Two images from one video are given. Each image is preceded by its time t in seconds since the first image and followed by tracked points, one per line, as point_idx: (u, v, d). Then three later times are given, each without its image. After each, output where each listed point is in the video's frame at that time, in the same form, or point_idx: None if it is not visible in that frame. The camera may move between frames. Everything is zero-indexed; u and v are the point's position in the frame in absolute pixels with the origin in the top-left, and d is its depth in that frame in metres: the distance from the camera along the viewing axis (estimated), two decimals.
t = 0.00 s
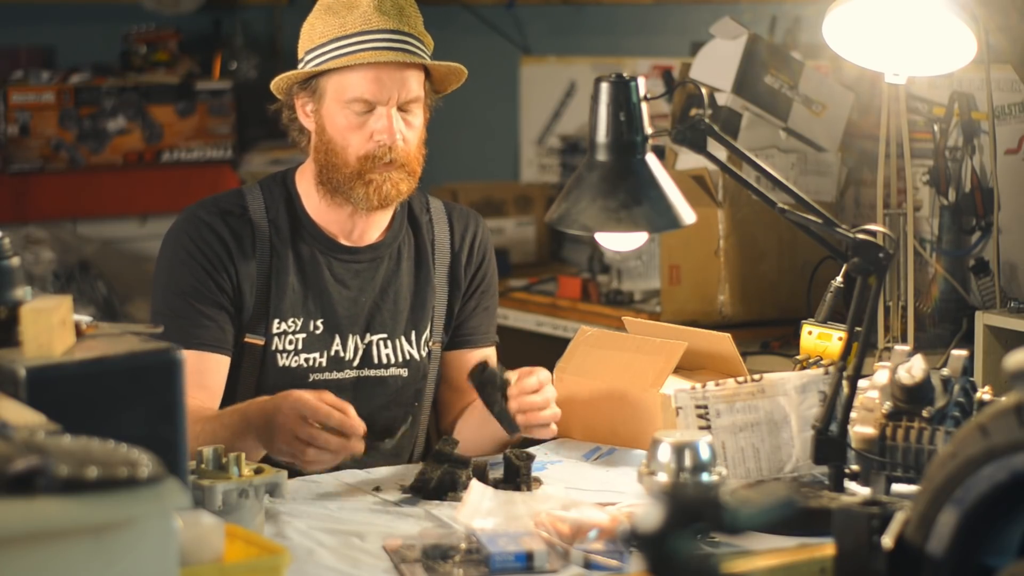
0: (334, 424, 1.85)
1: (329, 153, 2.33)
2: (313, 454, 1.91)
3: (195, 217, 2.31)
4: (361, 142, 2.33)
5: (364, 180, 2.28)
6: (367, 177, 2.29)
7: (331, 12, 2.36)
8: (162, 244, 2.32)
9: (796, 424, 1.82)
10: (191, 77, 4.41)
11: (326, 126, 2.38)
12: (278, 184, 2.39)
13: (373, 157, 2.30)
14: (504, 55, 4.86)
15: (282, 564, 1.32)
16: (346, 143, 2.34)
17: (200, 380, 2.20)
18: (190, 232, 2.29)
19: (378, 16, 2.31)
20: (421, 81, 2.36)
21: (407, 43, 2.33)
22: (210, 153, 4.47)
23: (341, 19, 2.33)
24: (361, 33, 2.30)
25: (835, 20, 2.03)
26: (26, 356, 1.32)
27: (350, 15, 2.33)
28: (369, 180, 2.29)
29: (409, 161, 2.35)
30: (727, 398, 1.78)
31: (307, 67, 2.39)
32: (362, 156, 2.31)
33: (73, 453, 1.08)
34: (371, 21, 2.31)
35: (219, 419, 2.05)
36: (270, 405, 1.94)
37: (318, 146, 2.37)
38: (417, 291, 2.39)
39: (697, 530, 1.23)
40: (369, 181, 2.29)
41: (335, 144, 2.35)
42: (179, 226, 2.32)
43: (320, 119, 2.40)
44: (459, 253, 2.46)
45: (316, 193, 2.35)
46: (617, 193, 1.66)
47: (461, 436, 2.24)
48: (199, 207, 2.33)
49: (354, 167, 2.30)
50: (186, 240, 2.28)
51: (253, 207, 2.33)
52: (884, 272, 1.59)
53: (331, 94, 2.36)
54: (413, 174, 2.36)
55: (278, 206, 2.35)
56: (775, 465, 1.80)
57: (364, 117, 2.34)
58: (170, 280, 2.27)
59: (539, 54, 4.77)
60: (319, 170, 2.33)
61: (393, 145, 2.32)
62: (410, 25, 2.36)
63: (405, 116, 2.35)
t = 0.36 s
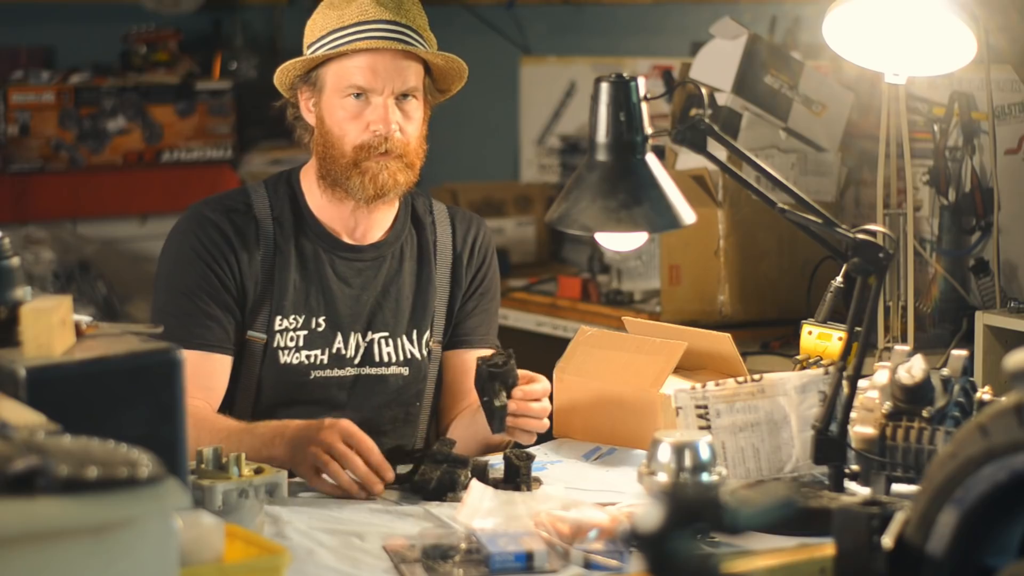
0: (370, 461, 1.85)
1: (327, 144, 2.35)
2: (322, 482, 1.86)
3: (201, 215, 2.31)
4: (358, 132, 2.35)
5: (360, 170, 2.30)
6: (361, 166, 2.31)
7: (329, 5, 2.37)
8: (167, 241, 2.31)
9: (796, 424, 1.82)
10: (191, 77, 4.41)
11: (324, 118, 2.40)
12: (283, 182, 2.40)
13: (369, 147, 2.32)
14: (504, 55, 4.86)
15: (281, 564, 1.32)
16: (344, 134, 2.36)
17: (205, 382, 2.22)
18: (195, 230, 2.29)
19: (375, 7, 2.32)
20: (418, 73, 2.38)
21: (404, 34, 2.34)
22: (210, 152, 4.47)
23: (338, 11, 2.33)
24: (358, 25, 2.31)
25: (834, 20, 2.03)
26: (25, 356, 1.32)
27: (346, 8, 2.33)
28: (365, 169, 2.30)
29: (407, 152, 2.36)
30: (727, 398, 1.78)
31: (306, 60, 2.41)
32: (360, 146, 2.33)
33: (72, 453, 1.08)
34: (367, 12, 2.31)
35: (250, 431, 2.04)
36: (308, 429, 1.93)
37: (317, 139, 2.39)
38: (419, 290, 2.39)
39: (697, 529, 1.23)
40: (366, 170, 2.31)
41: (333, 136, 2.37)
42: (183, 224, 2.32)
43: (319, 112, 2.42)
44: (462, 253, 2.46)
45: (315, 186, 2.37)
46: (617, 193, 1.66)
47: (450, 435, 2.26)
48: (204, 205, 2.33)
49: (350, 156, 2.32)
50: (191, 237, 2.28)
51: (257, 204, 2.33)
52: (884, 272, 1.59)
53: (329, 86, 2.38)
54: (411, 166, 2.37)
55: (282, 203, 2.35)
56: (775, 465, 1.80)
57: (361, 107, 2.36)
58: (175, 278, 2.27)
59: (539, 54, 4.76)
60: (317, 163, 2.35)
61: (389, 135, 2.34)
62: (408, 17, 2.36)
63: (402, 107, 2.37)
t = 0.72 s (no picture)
0: (374, 447, 1.92)
1: (345, 154, 2.33)
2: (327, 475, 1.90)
3: (210, 212, 2.30)
4: (379, 144, 2.32)
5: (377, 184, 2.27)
6: (381, 180, 2.28)
7: (359, 13, 2.33)
8: (174, 237, 2.31)
9: (796, 424, 1.82)
10: (191, 77, 4.40)
11: (345, 126, 2.37)
12: (293, 182, 2.39)
13: (389, 161, 2.30)
14: (504, 54, 4.86)
15: (281, 564, 1.32)
16: (364, 144, 2.33)
17: (205, 379, 2.22)
18: (202, 227, 2.28)
19: (407, 22, 2.29)
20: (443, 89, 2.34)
21: (433, 52, 2.31)
22: (210, 153, 4.46)
23: (369, 22, 2.30)
24: (389, 39, 2.28)
25: (835, 21, 2.03)
26: (25, 356, 1.32)
27: (378, 19, 2.30)
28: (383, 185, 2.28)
29: (425, 166, 2.34)
30: (727, 398, 1.78)
31: (331, 65, 2.37)
32: (379, 160, 2.30)
33: (72, 453, 1.08)
34: (399, 27, 2.28)
35: (242, 421, 2.04)
36: (307, 418, 1.98)
37: (335, 145, 2.36)
38: (426, 292, 2.39)
39: (696, 529, 1.23)
40: (384, 186, 2.28)
41: (352, 145, 2.34)
42: (191, 220, 2.31)
43: (340, 118, 2.39)
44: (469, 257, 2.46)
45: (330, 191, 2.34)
46: (617, 193, 1.66)
47: (455, 436, 2.26)
48: (212, 202, 2.32)
49: (369, 168, 2.29)
50: (198, 234, 2.28)
51: (266, 203, 2.32)
52: (884, 272, 1.59)
53: (353, 95, 2.34)
54: (428, 179, 2.35)
55: (291, 202, 2.35)
56: (775, 465, 1.80)
57: (384, 119, 2.32)
58: (180, 274, 2.26)
59: (539, 54, 4.76)
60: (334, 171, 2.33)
61: (411, 151, 2.31)
62: (437, 33, 2.33)
63: (425, 121, 2.33)
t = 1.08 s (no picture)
0: (367, 445, 1.88)
1: (358, 159, 2.32)
2: (325, 475, 1.89)
3: (219, 212, 2.29)
4: (392, 150, 2.32)
5: (390, 190, 2.27)
6: (393, 186, 2.28)
7: (376, 18, 2.32)
8: (183, 235, 2.30)
9: (796, 424, 1.82)
10: (191, 77, 4.40)
11: (358, 130, 2.36)
12: (303, 182, 2.39)
13: (401, 168, 2.29)
14: (504, 54, 4.86)
15: (281, 564, 1.32)
16: (377, 150, 2.33)
17: (210, 377, 2.22)
18: (212, 226, 2.28)
19: (426, 29, 2.29)
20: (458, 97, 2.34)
21: (450, 60, 2.31)
22: (210, 152, 4.46)
23: (386, 27, 2.30)
24: (407, 46, 2.28)
25: (835, 21, 2.03)
26: (25, 356, 1.32)
27: (396, 25, 2.29)
28: (396, 191, 2.27)
29: (437, 173, 2.34)
30: (727, 398, 1.78)
31: (346, 70, 2.36)
32: (392, 165, 2.30)
33: (72, 453, 1.08)
34: (417, 34, 2.28)
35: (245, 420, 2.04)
36: (305, 416, 1.96)
37: (348, 149, 2.36)
38: (434, 296, 2.38)
39: (696, 529, 1.23)
40: (396, 193, 2.28)
41: (365, 150, 2.34)
42: (201, 218, 2.30)
43: (353, 122, 2.38)
44: (478, 262, 2.45)
45: (339, 195, 2.34)
46: (617, 193, 1.66)
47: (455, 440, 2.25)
48: (223, 201, 2.32)
49: (381, 174, 2.29)
50: (207, 233, 2.27)
51: (276, 204, 2.32)
52: (884, 272, 1.59)
53: (367, 101, 2.33)
54: (439, 186, 2.35)
55: (301, 203, 2.35)
56: (775, 465, 1.80)
57: (398, 126, 2.32)
58: (188, 273, 2.25)
59: (539, 54, 4.76)
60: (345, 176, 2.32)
61: (424, 157, 2.31)
62: (455, 41, 2.34)
63: (438, 129, 2.33)
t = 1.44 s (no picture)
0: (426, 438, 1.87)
1: (366, 166, 2.32)
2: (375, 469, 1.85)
3: (228, 211, 2.30)
4: (401, 157, 2.32)
5: (399, 197, 2.27)
6: (401, 193, 2.28)
7: (390, 25, 2.31)
8: (192, 234, 2.30)
9: (796, 424, 1.82)
10: (191, 77, 4.40)
11: (368, 137, 2.36)
12: (310, 183, 2.39)
13: (410, 176, 2.30)
14: (504, 54, 4.86)
15: (281, 564, 1.32)
16: (386, 157, 2.33)
17: (221, 377, 2.18)
18: (221, 224, 2.28)
19: (439, 41, 2.29)
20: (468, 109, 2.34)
21: (463, 71, 2.30)
22: (210, 153, 4.46)
23: (399, 36, 2.29)
24: (420, 57, 2.27)
25: (835, 21, 2.03)
26: (25, 356, 1.32)
27: (409, 35, 2.29)
28: (405, 200, 2.28)
29: (446, 181, 2.34)
30: (727, 398, 1.78)
31: (357, 77, 2.35)
32: (400, 173, 2.30)
33: (72, 453, 1.08)
34: (430, 46, 2.28)
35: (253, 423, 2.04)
36: (350, 411, 1.93)
37: (356, 155, 2.36)
38: (438, 301, 2.39)
39: (695, 529, 1.22)
40: (405, 201, 2.28)
41: (373, 156, 2.34)
42: (210, 217, 2.31)
43: (363, 128, 2.38)
44: (482, 269, 2.45)
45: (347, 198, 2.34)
46: (617, 193, 1.66)
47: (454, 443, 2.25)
48: (232, 200, 2.32)
49: (389, 180, 2.29)
50: (217, 232, 2.27)
51: (284, 204, 2.32)
52: (884, 272, 1.59)
53: (378, 109, 2.33)
54: (448, 194, 2.35)
55: (309, 204, 2.35)
56: (775, 465, 1.81)
57: (408, 135, 2.32)
58: (199, 271, 2.25)
59: (539, 54, 4.76)
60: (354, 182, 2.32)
61: (433, 167, 2.31)
62: (468, 52, 2.34)
63: (448, 138, 2.33)
